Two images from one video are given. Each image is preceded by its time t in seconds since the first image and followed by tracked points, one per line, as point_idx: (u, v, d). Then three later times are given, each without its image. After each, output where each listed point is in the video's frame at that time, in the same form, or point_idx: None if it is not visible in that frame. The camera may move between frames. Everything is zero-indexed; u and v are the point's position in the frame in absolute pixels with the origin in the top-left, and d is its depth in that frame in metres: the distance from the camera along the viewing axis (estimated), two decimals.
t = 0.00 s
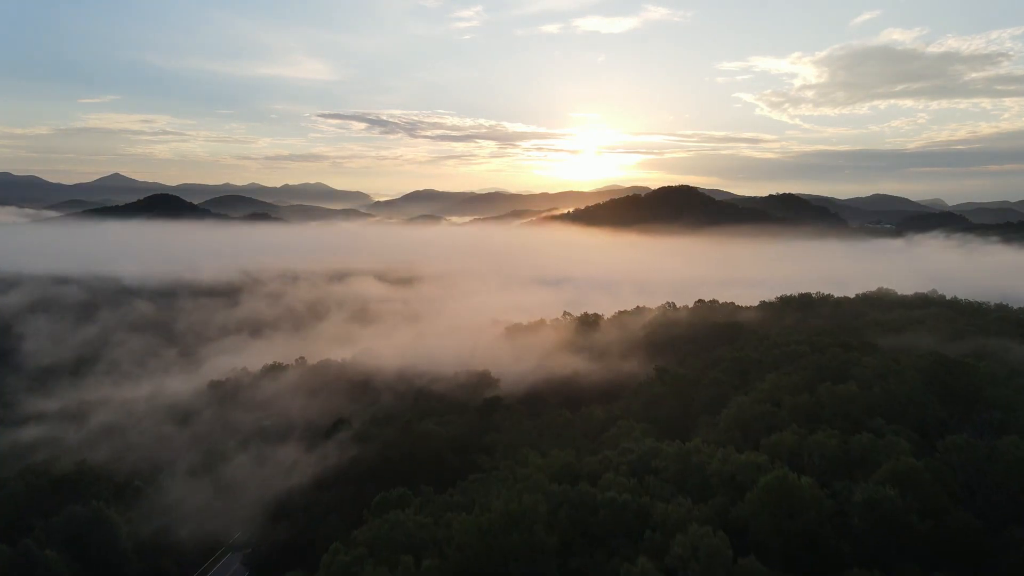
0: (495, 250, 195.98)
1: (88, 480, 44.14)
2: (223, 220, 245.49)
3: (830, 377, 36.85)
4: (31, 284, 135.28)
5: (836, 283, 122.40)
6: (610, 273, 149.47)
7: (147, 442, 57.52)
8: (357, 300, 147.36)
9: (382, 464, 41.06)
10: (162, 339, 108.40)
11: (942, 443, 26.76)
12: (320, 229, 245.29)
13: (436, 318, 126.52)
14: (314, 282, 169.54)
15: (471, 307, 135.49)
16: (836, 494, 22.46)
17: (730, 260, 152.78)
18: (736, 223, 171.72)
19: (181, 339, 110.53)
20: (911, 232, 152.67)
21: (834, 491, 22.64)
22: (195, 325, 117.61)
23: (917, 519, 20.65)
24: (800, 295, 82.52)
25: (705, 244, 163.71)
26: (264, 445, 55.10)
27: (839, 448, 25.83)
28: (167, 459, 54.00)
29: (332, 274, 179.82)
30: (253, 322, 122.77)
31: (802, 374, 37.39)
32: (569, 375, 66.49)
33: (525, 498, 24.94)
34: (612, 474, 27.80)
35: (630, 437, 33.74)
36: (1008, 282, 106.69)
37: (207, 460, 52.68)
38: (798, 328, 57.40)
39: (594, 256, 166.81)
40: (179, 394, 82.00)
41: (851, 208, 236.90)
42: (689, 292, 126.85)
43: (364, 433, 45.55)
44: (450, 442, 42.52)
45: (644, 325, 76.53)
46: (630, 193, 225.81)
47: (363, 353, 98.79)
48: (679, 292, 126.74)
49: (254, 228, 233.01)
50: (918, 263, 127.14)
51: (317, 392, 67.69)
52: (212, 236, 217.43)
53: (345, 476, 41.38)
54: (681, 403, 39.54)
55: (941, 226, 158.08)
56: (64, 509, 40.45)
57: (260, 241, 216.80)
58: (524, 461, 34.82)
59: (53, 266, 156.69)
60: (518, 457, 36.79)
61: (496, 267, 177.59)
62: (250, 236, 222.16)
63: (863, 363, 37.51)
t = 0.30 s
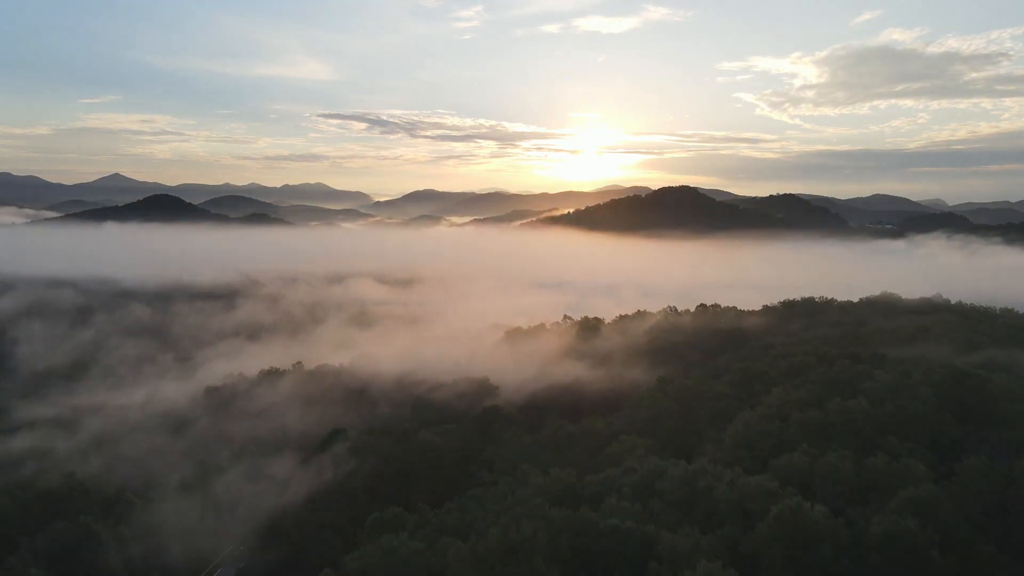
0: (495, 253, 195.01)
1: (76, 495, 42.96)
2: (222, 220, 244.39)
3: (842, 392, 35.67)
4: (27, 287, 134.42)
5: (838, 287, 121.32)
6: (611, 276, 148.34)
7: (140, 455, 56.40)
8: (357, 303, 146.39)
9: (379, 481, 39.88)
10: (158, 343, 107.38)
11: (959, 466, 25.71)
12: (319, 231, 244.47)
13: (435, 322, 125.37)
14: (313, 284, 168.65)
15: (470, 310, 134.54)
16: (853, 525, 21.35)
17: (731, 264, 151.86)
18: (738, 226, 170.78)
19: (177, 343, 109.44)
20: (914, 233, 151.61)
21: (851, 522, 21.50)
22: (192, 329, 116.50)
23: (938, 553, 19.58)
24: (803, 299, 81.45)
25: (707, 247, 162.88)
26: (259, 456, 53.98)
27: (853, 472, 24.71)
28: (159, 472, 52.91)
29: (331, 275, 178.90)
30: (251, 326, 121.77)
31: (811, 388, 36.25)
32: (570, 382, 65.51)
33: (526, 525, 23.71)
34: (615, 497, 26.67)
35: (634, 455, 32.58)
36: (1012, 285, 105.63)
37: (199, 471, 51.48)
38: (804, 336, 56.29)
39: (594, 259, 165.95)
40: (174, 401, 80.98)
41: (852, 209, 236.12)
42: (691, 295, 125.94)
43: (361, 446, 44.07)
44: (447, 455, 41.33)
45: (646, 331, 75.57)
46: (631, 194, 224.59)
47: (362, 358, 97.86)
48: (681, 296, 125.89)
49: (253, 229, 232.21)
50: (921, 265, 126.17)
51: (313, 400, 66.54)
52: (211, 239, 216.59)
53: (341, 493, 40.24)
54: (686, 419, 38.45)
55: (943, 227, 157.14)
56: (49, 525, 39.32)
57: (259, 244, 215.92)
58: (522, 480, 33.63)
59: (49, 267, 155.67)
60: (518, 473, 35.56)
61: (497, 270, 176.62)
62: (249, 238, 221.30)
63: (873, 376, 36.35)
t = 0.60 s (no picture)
0: (495, 255, 193.93)
1: (62, 511, 41.86)
2: (221, 221, 243.41)
3: (852, 408, 34.59)
4: (22, 290, 133.42)
5: (841, 290, 120.30)
6: (612, 279, 147.29)
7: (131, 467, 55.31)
8: (355, 306, 145.39)
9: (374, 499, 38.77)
10: (153, 349, 106.30)
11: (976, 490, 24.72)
12: (318, 232, 243.43)
13: (434, 326, 124.32)
14: (313, 286, 167.69)
15: (470, 313, 133.54)
16: (868, 559, 20.33)
17: (733, 267, 150.81)
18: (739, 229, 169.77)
19: (173, 348, 108.35)
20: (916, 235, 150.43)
21: (867, 558, 20.43)
22: (188, 333, 115.49)
23: None
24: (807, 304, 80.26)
25: (708, 250, 161.87)
26: (253, 470, 52.90)
27: (867, 499, 23.66)
28: (150, 486, 51.85)
29: (330, 277, 177.79)
30: (248, 330, 120.69)
31: (819, 403, 35.17)
32: (570, 390, 64.43)
33: (525, 554, 22.62)
34: (618, 524, 25.57)
35: (637, 473, 31.52)
36: (1017, 288, 104.61)
37: (190, 484, 50.34)
38: (810, 344, 55.12)
39: (595, 262, 164.91)
40: (168, 407, 79.88)
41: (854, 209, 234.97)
42: (692, 299, 124.93)
43: (357, 460, 42.98)
44: (445, 469, 40.26)
45: (647, 336, 74.46)
46: (631, 194, 223.16)
47: (360, 363, 96.82)
48: (682, 300, 124.84)
49: (252, 231, 231.25)
50: (924, 267, 125.00)
51: (309, 409, 65.36)
52: (209, 241, 215.54)
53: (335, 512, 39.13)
54: (691, 434, 37.35)
55: (946, 228, 155.94)
56: (35, 543, 38.22)
57: (258, 245, 214.76)
58: (521, 499, 32.49)
59: (46, 269, 154.66)
60: (517, 492, 34.49)
61: (496, 272, 175.59)
62: (249, 240, 220.42)
63: (883, 390, 35.32)
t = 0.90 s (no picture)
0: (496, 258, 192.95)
1: (50, 527, 40.78)
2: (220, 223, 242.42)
3: (862, 424, 33.42)
4: (18, 294, 132.43)
5: (844, 293, 119.15)
6: (612, 283, 146.34)
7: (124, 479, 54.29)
8: (355, 308, 144.53)
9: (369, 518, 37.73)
10: (149, 353, 105.26)
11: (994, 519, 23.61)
12: (318, 233, 242.35)
13: (434, 329, 123.33)
14: (312, 288, 166.89)
15: (470, 316, 132.55)
16: None
17: (735, 270, 149.72)
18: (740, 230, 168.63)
19: (169, 352, 107.35)
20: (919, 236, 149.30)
21: None
22: (185, 337, 114.47)
23: None
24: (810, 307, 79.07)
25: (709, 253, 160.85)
26: (247, 483, 51.83)
27: (882, 528, 22.54)
28: (143, 500, 50.78)
29: (328, 279, 176.76)
30: (246, 334, 119.72)
31: (828, 418, 34.00)
32: (570, 398, 63.38)
33: None
34: (620, 551, 24.48)
35: (639, 493, 30.38)
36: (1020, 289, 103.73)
37: (183, 495, 49.27)
38: (815, 351, 53.90)
39: (597, 267, 164.01)
40: (163, 412, 78.79)
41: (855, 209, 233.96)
42: (693, 303, 123.96)
43: (353, 473, 41.93)
44: (441, 484, 39.12)
45: (648, 341, 73.38)
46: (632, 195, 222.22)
47: (359, 368, 95.87)
48: (683, 304, 123.86)
49: (251, 233, 230.25)
50: (928, 269, 123.74)
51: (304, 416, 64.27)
52: (208, 243, 214.61)
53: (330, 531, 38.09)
54: (695, 450, 36.22)
55: (948, 228, 154.75)
56: (20, 562, 37.14)
57: (257, 248, 213.90)
58: (519, 519, 31.36)
59: (43, 273, 153.72)
60: (515, 510, 33.38)
61: (496, 275, 174.74)
62: (248, 242, 219.46)
63: (893, 405, 34.13)
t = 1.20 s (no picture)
0: (496, 260, 192.00)
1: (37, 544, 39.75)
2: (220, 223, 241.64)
3: (873, 442, 32.19)
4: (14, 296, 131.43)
5: (847, 296, 117.97)
6: (613, 285, 145.19)
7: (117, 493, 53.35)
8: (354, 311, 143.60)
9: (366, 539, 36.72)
10: (145, 357, 104.29)
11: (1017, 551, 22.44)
12: (318, 234, 241.49)
13: (433, 333, 122.32)
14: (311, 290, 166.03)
15: (470, 319, 131.54)
16: None
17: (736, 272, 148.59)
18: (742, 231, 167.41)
19: (165, 356, 106.33)
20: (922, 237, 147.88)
21: None
22: (182, 341, 113.48)
23: None
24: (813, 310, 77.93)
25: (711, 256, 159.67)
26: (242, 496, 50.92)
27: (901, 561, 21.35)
28: (135, 513, 49.83)
29: (327, 281, 175.88)
30: (244, 338, 118.78)
31: (837, 435, 32.75)
32: (570, 406, 62.41)
33: None
34: None
35: (642, 515, 29.13)
36: None
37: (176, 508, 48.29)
38: (821, 359, 52.67)
39: (597, 270, 162.97)
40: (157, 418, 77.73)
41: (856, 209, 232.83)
42: (695, 306, 122.88)
43: (348, 489, 40.86)
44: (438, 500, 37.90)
45: (649, 347, 72.26)
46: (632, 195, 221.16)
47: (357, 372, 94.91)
48: (684, 307, 122.77)
49: (251, 234, 229.44)
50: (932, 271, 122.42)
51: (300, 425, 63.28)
52: (208, 245, 213.71)
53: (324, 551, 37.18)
54: (701, 467, 35.00)
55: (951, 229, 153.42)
56: None
57: (256, 250, 212.95)
58: (518, 539, 30.28)
59: (40, 276, 152.80)
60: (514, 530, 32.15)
61: (496, 278, 173.90)
62: (247, 244, 218.57)
63: (905, 422, 32.91)
